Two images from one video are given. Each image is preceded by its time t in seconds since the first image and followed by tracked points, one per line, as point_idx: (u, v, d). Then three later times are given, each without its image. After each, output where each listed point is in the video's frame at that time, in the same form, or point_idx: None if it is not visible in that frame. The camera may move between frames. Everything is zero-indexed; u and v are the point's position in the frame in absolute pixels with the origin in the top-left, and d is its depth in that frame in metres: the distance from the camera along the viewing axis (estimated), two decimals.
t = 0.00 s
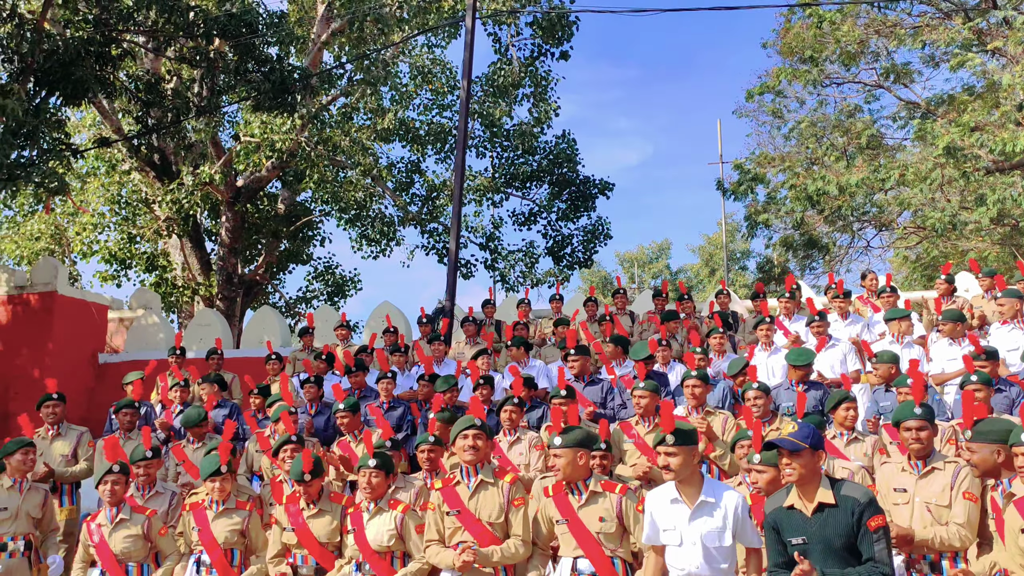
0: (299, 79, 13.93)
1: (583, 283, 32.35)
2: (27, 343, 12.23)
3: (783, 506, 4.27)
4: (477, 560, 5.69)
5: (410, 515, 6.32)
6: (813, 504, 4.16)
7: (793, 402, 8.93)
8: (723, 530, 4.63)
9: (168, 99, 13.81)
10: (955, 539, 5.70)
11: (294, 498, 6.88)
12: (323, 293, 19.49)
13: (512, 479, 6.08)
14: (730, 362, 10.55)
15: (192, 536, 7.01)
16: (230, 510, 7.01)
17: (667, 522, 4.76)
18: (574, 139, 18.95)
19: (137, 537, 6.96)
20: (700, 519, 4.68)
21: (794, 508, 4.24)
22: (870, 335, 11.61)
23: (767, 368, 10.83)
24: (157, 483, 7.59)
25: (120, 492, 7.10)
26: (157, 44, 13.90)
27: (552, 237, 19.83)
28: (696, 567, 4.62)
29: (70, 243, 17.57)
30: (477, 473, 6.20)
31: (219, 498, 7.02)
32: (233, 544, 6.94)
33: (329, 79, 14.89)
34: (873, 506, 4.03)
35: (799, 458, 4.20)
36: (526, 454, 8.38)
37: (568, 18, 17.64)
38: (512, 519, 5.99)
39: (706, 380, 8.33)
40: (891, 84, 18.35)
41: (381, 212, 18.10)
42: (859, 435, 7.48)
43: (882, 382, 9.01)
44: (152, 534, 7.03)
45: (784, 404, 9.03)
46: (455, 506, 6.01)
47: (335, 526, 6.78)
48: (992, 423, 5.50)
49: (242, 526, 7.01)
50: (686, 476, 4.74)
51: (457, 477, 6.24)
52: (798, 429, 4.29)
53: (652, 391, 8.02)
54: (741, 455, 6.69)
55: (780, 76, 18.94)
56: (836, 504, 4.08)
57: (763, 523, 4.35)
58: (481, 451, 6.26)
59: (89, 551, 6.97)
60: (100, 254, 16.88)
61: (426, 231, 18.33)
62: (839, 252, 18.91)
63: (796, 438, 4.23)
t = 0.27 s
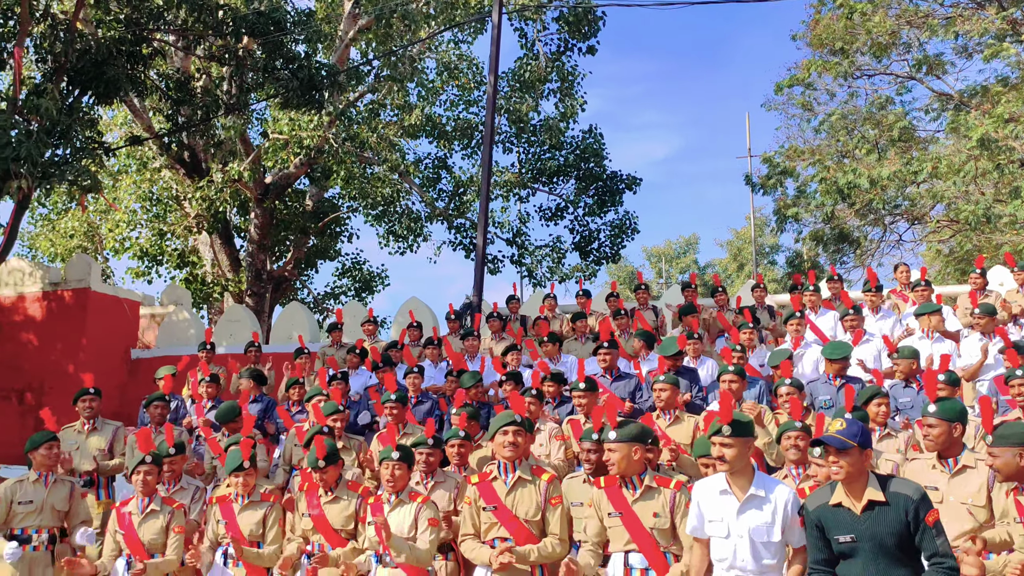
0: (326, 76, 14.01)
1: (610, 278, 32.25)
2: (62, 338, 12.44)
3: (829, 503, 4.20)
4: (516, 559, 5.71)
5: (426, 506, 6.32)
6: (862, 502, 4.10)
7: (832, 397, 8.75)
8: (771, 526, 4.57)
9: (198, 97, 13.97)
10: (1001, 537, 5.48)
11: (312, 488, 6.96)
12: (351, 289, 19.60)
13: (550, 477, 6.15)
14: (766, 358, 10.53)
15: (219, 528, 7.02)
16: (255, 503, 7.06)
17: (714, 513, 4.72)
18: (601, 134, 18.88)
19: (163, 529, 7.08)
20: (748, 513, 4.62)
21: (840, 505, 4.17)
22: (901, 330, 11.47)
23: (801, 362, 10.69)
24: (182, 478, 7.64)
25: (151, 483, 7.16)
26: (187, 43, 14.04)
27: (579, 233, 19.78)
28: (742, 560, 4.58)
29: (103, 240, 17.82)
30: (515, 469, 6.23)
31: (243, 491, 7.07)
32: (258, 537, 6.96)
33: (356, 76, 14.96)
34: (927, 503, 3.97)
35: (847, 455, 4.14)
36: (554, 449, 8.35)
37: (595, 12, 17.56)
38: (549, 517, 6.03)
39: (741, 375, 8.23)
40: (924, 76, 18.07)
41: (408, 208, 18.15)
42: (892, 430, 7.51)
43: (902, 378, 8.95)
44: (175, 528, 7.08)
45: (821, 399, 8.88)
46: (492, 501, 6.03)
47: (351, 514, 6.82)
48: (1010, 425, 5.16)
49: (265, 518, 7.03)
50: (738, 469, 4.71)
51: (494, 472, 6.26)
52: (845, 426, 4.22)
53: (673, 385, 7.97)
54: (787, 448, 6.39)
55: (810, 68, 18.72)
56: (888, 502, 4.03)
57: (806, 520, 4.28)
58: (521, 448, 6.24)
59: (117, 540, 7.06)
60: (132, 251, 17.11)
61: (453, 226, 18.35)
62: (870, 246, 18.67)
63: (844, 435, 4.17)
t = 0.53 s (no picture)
0: (345, 72, 14.02)
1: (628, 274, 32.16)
2: (84, 333, 12.55)
3: (885, 500, 4.12)
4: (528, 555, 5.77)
5: (435, 502, 6.24)
6: (919, 499, 4.02)
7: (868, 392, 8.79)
8: (793, 525, 4.46)
9: (217, 93, 14.03)
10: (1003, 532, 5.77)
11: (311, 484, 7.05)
12: (369, 284, 19.65)
13: (567, 474, 6.05)
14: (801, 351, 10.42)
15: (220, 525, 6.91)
16: (258, 499, 7.01)
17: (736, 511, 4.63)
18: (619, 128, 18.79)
19: (169, 527, 7.13)
20: (771, 512, 4.52)
21: (897, 502, 4.09)
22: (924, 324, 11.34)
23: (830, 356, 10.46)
24: (186, 473, 7.76)
25: (156, 483, 7.15)
26: (206, 39, 14.09)
27: (597, 228, 19.72)
28: (763, 560, 4.49)
29: (124, 236, 17.96)
30: (533, 464, 6.18)
31: (246, 487, 7.04)
32: (262, 532, 6.89)
33: (374, 71, 14.98)
34: (986, 502, 3.90)
35: (905, 452, 4.03)
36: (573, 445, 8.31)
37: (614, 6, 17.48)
38: (565, 513, 5.97)
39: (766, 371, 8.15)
40: (947, 67, 17.85)
41: (426, 203, 18.17)
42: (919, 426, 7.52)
43: (916, 373, 8.89)
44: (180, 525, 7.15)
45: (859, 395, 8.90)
46: (509, 496, 5.96)
47: (346, 510, 6.90)
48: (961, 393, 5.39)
49: (268, 513, 6.97)
50: (759, 469, 4.58)
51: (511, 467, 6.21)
52: (904, 421, 4.08)
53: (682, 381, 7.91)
54: (814, 447, 6.44)
55: (831, 61, 18.54)
56: (947, 500, 3.94)
57: (859, 515, 4.21)
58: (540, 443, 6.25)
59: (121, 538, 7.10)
60: (153, 247, 17.24)
61: (471, 222, 18.34)
62: (892, 240, 18.48)
63: (903, 431, 4.04)
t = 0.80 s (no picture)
0: (352, 68, 14.06)
1: (636, 270, 32.15)
2: (93, 329, 12.62)
3: (912, 496, 3.97)
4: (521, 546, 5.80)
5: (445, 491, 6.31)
6: (949, 498, 3.89)
7: (879, 388, 8.76)
8: (776, 518, 4.46)
9: (224, 89, 14.05)
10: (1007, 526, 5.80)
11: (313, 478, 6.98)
12: (377, 280, 19.69)
13: (559, 465, 6.08)
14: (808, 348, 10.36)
15: (223, 518, 7.06)
16: (259, 491, 7.11)
17: (721, 506, 4.63)
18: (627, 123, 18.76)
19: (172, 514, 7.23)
20: (753, 505, 4.52)
21: (925, 500, 3.94)
22: (931, 319, 11.30)
23: (840, 351, 10.44)
24: (187, 466, 7.58)
25: (157, 470, 7.23)
26: (213, 35, 14.11)
27: (605, 223, 19.71)
28: (749, 552, 4.49)
29: (133, 232, 18.03)
30: (526, 456, 6.22)
31: (246, 480, 7.15)
32: (266, 523, 7.02)
33: (382, 67, 14.98)
34: (1018, 504, 3.83)
35: (937, 452, 3.90)
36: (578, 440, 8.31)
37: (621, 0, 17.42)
38: (559, 505, 5.96)
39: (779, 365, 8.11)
40: (956, 62, 17.75)
41: (434, 198, 18.18)
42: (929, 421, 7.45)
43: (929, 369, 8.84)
44: (187, 510, 7.30)
45: (871, 390, 8.89)
46: (503, 488, 6.07)
47: (347, 505, 6.81)
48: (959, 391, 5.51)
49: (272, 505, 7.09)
50: (739, 463, 4.59)
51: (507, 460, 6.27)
52: (936, 420, 3.95)
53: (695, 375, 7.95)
54: (817, 440, 6.39)
55: (839, 55, 18.45)
56: (979, 500, 3.84)
57: (882, 512, 4.04)
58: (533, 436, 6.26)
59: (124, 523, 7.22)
60: (161, 243, 17.32)
61: (479, 217, 18.34)
62: (900, 236, 18.43)
63: (936, 432, 3.90)
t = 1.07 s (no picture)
0: (348, 64, 14.10)
1: (631, 267, 32.18)
2: (88, 325, 12.60)
3: (901, 491, 4.00)
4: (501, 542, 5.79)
5: (446, 489, 6.35)
6: (938, 494, 3.92)
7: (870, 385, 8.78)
8: (738, 508, 4.53)
9: (220, 85, 14.02)
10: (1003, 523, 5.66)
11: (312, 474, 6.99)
12: (372, 277, 19.69)
13: (535, 459, 6.17)
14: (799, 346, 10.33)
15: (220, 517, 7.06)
16: (257, 487, 7.14)
17: (684, 500, 4.70)
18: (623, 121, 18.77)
19: (166, 514, 7.17)
20: (714, 497, 4.60)
21: (914, 495, 3.97)
22: (926, 316, 11.31)
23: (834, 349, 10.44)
24: (177, 463, 7.65)
25: (146, 472, 7.19)
26: (208, 31, 14.09)
27: (600, 220, 19.73)
28: (715, 543, 4.59)
29: (127, 228, 18.01)
30: (503, 453, 6.34)
31: (242, 478, 7.17)
32: (264, 520, 7.04)
33: (378, 63, 14.96)
34: (1007, 499, 3.84)
35: (924, 449, 3.89)
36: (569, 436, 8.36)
37: None
38: (537, 498, 6.08)
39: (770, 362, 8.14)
40: (951, 60, 17.79)
41: (429, 196, 18.18)
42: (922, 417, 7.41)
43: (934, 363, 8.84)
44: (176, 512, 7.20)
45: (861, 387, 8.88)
46: (480, 485, 6.02)
47: (353, 501, 6.86)
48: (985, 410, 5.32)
49: (269, 501, 7.11)
50: (699, 456, 4.65)
51: (483, 457, 6.37)
52: (924, 417, 3.94)
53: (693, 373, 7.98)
54: (789, 437, 6.52)
55: (834, 53, 18.48)
56: (967, 497, 3.86)
57: (871, 506, 4.07)
58: (508, 435, 6.32)
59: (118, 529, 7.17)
60: (156, 240, 17.31)
61: (474, 214, 18.35)
62: (894, 234, 18.49)
63: (923, 429, 3.89)
